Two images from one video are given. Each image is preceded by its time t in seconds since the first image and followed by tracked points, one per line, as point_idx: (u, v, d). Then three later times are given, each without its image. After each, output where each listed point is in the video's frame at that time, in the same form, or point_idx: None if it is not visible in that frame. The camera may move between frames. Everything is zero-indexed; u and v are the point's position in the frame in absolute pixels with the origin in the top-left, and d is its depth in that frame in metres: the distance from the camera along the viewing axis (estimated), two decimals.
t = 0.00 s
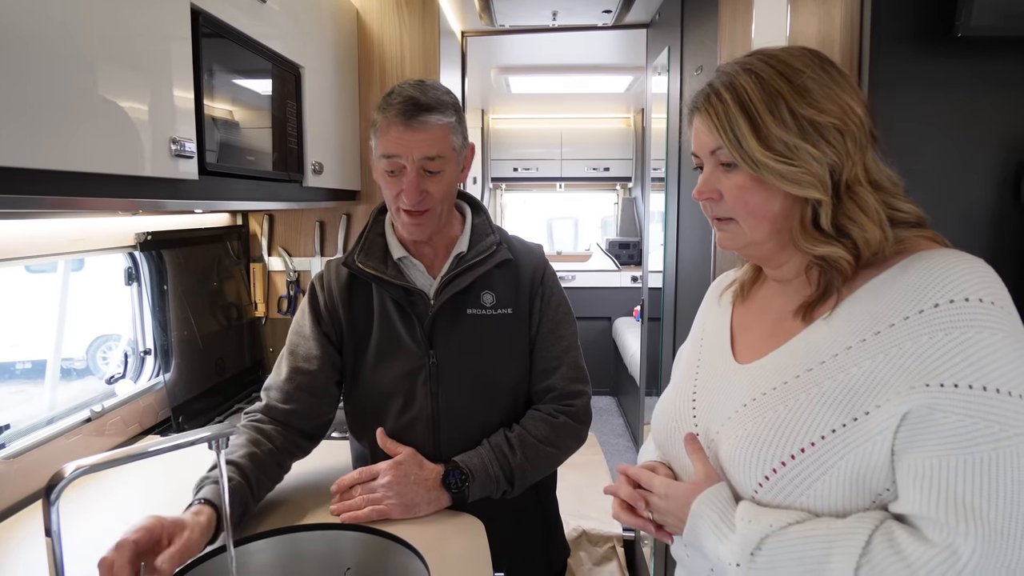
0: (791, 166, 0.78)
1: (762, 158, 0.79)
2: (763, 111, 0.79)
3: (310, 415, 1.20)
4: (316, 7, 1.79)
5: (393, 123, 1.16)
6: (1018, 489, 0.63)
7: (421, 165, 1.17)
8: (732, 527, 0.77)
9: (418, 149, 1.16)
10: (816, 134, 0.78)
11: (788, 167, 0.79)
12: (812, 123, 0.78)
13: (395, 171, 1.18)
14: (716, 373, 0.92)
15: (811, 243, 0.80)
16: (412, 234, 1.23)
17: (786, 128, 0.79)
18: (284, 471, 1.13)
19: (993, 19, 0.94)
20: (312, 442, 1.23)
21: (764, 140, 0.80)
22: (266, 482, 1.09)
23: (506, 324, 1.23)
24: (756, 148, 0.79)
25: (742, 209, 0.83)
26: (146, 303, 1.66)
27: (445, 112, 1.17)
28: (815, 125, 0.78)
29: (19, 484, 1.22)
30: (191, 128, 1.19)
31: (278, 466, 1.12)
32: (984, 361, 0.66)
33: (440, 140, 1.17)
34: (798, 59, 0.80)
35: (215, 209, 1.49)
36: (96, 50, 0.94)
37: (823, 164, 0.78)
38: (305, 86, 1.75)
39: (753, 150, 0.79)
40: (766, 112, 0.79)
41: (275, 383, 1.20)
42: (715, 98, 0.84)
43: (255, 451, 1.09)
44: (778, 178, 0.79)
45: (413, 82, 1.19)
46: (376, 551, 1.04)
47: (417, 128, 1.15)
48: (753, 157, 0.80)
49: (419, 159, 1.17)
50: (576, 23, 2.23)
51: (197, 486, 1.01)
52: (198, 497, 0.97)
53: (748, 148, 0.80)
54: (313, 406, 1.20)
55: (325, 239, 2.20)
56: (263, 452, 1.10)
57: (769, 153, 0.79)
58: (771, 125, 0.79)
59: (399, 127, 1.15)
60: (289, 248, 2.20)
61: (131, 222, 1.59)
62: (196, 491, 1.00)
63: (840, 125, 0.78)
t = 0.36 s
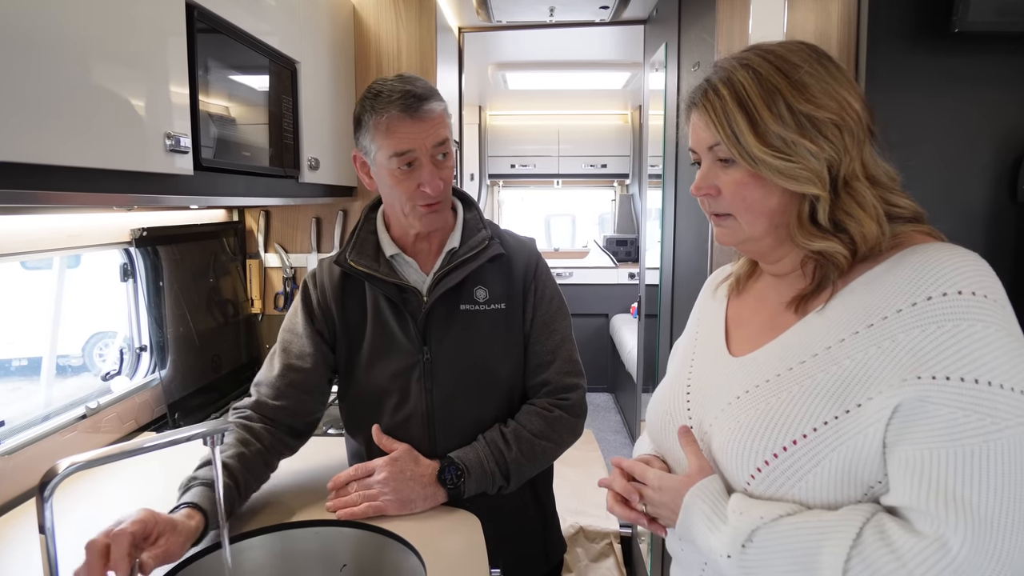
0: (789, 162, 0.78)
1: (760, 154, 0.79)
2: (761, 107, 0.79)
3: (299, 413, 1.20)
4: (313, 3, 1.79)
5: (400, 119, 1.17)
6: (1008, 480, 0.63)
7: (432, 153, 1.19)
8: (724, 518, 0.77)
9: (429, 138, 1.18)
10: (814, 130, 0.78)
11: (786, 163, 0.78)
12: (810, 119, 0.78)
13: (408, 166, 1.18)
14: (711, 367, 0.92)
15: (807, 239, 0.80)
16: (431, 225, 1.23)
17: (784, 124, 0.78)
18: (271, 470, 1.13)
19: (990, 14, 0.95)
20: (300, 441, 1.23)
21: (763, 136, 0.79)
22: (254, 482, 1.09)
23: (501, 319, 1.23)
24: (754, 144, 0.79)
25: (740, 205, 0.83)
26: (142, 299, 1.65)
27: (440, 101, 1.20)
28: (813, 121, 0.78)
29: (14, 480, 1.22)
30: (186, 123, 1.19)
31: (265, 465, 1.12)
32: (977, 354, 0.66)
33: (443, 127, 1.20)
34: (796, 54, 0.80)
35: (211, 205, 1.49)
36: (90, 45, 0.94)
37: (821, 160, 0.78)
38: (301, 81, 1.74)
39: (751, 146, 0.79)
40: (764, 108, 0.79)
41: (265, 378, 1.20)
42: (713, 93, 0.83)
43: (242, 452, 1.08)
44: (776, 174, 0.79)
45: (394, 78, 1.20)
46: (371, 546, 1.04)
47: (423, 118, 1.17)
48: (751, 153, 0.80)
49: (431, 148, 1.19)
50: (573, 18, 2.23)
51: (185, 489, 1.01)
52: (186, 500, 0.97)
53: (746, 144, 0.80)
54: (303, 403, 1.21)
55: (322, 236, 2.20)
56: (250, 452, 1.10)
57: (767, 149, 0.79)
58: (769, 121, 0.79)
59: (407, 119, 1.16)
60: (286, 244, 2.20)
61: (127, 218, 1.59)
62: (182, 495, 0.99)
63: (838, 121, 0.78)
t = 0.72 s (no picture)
0: (783, 163, 0.78)
1: (754, 155, 0.79)
2: (755, 108, 0.79)
3: (282, 410, 1.20)
4: (309, 3, 1.79)
5: (395, 113, 1.17)
6: (999, 479, 0.63)
7: (428, 147, 1.19)
8: (717, 517, 0.78)
9: (424, 132, 1.18)
10: (807, 130, 0.78)
11: (780, 163, 0.79)
12: (804, 119, 0.78)
13: (404, 160, 1.18)
14: (706, 367, 0.93)
15: (802, 239, 0.81)
16: (429, 221, 1.22)
17: (777, 125, 0.79)
18: (251, 465, 1.13)
19: (985, 15, 0.95)
20: (282, 438, 1.23)
21: (756, 137, 0.80)
22: (234, 477, 1.09)
23: (496, 319, 1.23)
24: (748, 145, 0.79)
25: (735, 206, 0.83)
26: (138, 300, 1.65)
27: (433, 97, 1.21)
28: (807, 122, 0.78)
29: (10, 481, 1.22)
30: (183, 124, 1.19)
31: (245, 460, 1.12)
32: (969, 353, 0.66)
33: (437, 121, 1.20)
34: (789, 54, 0.80)
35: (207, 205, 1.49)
36: (86, 45, 0.94)
37: (815, 160, 0.78)
38: (298, 81, 1.74)
39: (746, 147, 0.79)
40: (758, 109, 0.79)
41: (253, 372, 1.20)
42: (706, 94, 0.84)
43: (224, 447, 1.08)
44: (771, 175, 0.79)
45: (386, 75, 1.21)
46: (366, 545, 1.04)
47: (418, 111, 1.17)
48: (746, 154, 0.80)
49: (426, 142, 1.19)
50: (569, 18, 2.23)
51: (165, 480, 0.99)
52: (163, 494, 0.96)
53: (740, 145, 0.80)
54: (290, 401, 1.21)
55: (319, 236, 2.19)
56: (230, 447, 1.10)
57: (761, 149, 0.79)
58: (763, 122, 0.79)
59: (403, 112, 1.17)
60: (283, 245, 2.20)
61: (123, 218, 1.58)
62: (161, 487, 0.98)
63: (831, 121, 0.78)
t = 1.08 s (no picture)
0: (781, 164, 0.79)
1: (752, 156, 0.79)
2: (753, 110, 0.80)
3: (277, 410, 1.19)
4: (307, 5, 1.79)
5: (390, 110, 1.17)
6: (997, 480, 0.63)
7: (421, 147, 1.19)
8: (717, 518, 0.78)
9: (418, 132, 1.18)
10: (805, 131, 0.79)
11: (778, 164, 0.79)
12: (801, 121, 0.78)
13: (395, 158, 1.18)
14: (705, 368, 0.93)
15: (800, 240, 0.81)
16: (419, 223, 1.22)
17: (775, 126, 0.79)
18: (244, 465, 1.13)
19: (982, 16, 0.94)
20: (278, 438, 1.22)
21: (754, 138, 0.80)
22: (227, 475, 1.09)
23: (495, 320, 1.23)
24: (747, 147, 0.79)
25: (733, 206, 0.83)
26: (137, 302, 1.65)
27: (433, 98, 1.20)
28: (805, 123, 0.78)
29: (10, 484, 1.22)
30: (181, 126, 1.19)
31: (238, 459, 1.12)
32: (967, 354, 0.66)
33: (434, 123, 1.20)
34: (786, 56, 0.80)
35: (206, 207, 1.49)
36: (85, 47, 0.94)
37: (813, 162, 0.78)
38: (296, 83, 1.75)
39: (744, 149, 0.80)
40: (756, 111, 0.79)
41: (251, 371, 1.20)
42: (704, 96, 0.84)
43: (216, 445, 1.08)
44: (769, 176, 0.79)
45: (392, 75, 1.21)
46: (367, 547, 1.04)
47: (414, 111, 1.17)
48: (744, 156, 0.80)
49: (419, 142, 1.18)
50: (567, 20, 2.24)
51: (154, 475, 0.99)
52: (152, 489, 0.96)
53: (738, 146, 0.80)
54: (285, 400, 1.20)
55: (318, 237, 2.20)
56: (224, 446, 1.10)
57: (759, 150, 0.79)
58: (761, 123, 0.79)
59: (399, 111, 1.17)
60: (282, 246, 2.20)
61: (122, 220, 1.58)
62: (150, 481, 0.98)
63: (829, 122, 0.78)
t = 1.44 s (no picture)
0: (784, 165, 0.79)
1: (755, 157, 0.79)
2: (756, 111, 0.80)
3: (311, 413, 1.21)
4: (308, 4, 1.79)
5: (398, 105, 1.17)
6: (998, 485, 0.64)
7: (416, 148, 1.18)
8: (719, 521, 0.78)
9: (418, 133, 1.17)
10: (808, 132, 0.79)
11: (781, 166, 0.79)
12: (805, 122, 0.78)
13: (393, 152, 1.19)
14: (707, 371, 0.93)
15: (802, 242, 0.81)
16: (401, 221, 1.20)
17: (779, 128, 0.79)
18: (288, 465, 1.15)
19: (982, 18, 0.95)
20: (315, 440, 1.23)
21: (758, 140, 0.80)
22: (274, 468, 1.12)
23: (502, 322, 1.23)
24: (750, 148, 0.80)
25: (735, 208, 0.83)
26: (137, 300, 1.64)
27: (450, 104, 1.20)
28: (808, 124, 0.78)
29: (10, 483, 1.22)
30: (182, 126, 1.19)
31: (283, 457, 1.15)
32: (969, 359, 0.66)
33: (441, 128, 1.18)
34: (790, 57, 0.81)
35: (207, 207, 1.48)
36: (86, 46, 0.94)
37: (816, 164, 0.79)
38: (297, 83, 1.74)
39: (747, 150, 0.80)
40: (759, 112, 0.79)
41: (273, 382, 1.20)
42: (707, 96, 0.84)
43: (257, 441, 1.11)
44: (772, 177, 0.79)
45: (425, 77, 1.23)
46: (366, 548, 1.02)
47: (420, 112, 1.17)
48: (747, 157, 0.80)
49: (416, 142, 1.18)
50: (569, 21, 2.24)
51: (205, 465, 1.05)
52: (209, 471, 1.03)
53: (740, 147, 0.80)
54: (317, 401, 1.22)
55: (318, 238, 2.19)
56: (266, 443, 1.12)
57: (762, 152, 0.79)
58: (764, 124, 0.79)
59: (404, 109, 1.17)
60: (282, 246, 2.20)
61: (122, 220, 1.58)
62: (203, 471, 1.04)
63: (832, 124, 0.78)
